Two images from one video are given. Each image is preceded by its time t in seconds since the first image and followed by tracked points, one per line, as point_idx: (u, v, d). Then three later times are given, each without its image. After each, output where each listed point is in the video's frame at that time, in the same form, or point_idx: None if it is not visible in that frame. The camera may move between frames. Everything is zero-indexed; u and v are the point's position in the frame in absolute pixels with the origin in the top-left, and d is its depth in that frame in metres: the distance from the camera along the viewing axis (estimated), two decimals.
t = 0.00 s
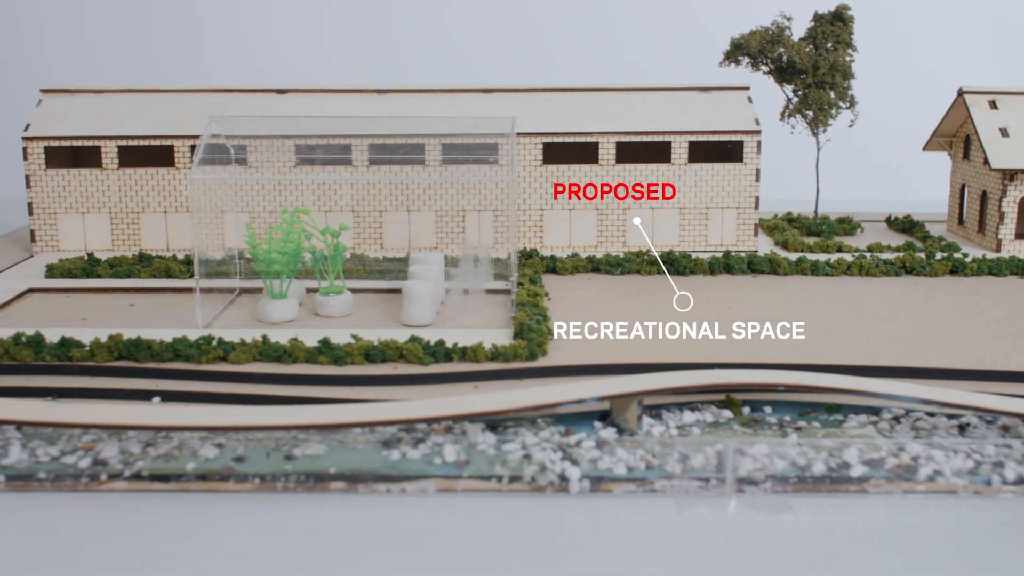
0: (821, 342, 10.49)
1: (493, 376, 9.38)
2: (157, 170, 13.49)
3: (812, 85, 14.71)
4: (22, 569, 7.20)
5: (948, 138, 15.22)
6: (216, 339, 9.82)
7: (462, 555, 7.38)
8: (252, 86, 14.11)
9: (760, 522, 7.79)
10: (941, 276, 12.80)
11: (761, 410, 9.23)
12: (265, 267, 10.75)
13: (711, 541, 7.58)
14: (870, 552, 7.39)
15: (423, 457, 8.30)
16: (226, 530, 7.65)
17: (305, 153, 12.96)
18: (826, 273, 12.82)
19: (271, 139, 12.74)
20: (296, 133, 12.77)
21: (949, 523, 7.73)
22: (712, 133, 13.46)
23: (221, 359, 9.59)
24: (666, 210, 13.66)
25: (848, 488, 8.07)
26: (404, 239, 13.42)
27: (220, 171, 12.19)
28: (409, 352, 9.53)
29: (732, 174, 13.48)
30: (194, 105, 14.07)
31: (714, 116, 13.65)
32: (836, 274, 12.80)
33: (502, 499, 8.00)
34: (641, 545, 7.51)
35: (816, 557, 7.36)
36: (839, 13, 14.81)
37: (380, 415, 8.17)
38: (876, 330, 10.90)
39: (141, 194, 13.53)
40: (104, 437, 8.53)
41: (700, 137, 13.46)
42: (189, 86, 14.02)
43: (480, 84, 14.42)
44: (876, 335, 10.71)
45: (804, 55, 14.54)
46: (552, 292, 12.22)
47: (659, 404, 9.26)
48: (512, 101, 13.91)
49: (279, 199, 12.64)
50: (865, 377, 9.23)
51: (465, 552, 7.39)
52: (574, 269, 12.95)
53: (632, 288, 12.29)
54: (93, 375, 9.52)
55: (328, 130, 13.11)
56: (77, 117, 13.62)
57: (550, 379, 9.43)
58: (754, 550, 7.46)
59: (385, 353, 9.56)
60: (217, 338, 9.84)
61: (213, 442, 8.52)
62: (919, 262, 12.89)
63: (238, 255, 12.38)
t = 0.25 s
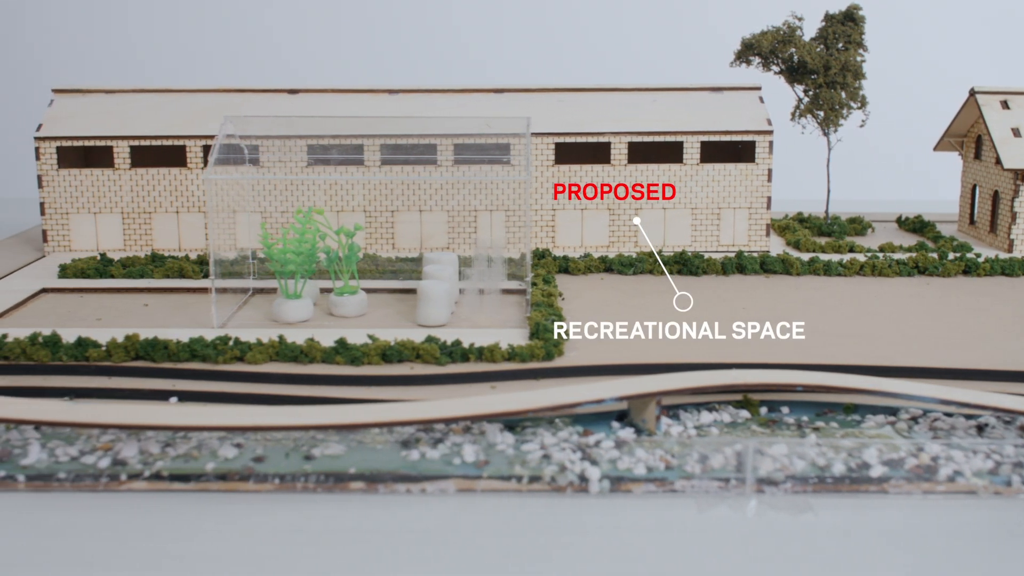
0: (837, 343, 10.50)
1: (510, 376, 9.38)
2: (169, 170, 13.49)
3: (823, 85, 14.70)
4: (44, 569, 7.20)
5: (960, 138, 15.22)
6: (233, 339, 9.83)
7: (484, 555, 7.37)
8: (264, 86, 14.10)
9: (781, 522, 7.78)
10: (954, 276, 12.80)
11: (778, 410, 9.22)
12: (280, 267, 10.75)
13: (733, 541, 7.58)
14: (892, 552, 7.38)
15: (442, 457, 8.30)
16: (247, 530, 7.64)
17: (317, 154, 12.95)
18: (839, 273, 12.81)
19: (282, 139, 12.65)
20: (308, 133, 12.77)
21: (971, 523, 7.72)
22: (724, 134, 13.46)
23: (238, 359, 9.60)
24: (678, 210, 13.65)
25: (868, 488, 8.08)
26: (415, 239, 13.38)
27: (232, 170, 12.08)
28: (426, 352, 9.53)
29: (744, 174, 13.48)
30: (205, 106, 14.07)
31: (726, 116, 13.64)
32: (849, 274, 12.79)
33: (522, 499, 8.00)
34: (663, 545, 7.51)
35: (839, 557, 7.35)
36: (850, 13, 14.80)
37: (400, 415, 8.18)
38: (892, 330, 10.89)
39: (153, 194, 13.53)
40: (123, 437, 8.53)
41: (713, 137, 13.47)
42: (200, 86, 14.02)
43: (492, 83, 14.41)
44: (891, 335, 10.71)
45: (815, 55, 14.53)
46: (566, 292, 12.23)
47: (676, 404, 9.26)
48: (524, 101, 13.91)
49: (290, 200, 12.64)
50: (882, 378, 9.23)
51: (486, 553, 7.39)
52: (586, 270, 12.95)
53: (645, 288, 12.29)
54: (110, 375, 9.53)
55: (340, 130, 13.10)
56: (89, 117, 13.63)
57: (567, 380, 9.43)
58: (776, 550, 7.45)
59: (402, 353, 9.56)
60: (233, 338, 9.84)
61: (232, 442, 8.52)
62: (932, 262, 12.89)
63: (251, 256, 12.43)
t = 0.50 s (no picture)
0: (852, 343, 10.50)
1: (527, 376, 9.38)
2: (180, 170, 13.50)
3: (834, 85, 14.71)
4: (65, 569, 7.21)
5: (971, 138, 15.21)
6: (249, 339, 9.83)
7: (505, 555, 7.37)
8: (275, 86, 14.11)
9: (801, 522, 7.78)
10: (967, 276, 12.79)
11: (795, 411, 9.22)
12: (294, 267, 10.73)
13: (753, 541, 7.58)
14: (913, 553, 7.38)
15: (461, 457, 8.30)
16: (268, 530, 7.64)
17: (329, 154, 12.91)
18: (852, 273, 12.81)
19: (294, 139, 12.64)
20: (320, 134, 12.77)
21: (991, 523, 7.72)
22: (737, 134, 13.45)
23: (254, 359, 9.60)
24: (689, 210, 13.65)
25: (888, 489, 8.07)
26: (428, 239, 13.39)
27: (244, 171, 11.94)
28: (442, 352, 9.53)
29: (756, 174, 13.48)
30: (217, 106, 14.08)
31: (738, 116, 13.64)
32: (862, 274, 12.79)
33: (542, 499, 7.99)
34: (684, 545, 7.51)
35: (860, 558, 7.34)
36: (861, 13, 14.80)
37: (419, 415, 8.18)
38: (907, 330, 10.89)
39: (164, 194, 13.53)
40: (141, 437, 8.54)
41: (725, 137, 13.47)
42: (212, 86, 14.03)
43: (503, 83, 14.41)
44: (906, 335, 10.71)
45: (827, 56, 14.53)
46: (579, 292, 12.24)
47: (693, 405, 9.26)
48: (536, 102, 13.91)
49: (301, 201, 12.58)
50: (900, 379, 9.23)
51: (507, 553, 7.39)
52: (599, 270, 12.96)
53: (658, 287, 12.29)
54: (126, 375, 9.53)
55: (352, 130, 13.13)
56: (100, 117, 13.63)
57: (584, 380, 9.43)
58: (797, 550, 7.45)
59: (419, 353, 9.56)
60: (250, 339, 9.84)
61: (250, 442, 8.52)
62: (944, 262, 12.88)
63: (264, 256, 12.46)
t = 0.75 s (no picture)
0: (868, 343, 10.49)
1: (545, 377, 9.38)
2: (192, 170, 13.50)
3: (846, 85, 14.70)
4: (88, 569, 7.21)
5: (982, 138, 15.20)
6: (266, 339, 9.83)
7: (527, 555, 7.37)
8: (287, 86, 14.11)
9: (822, 523, 7.78)
10: (980, 277, 12.78)
11: (812, 411, 9.22)
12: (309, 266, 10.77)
13: (774, 541, 7.58)
14: (935, 553, 7.37)
15: (481, 458, 8.31)
16: (289, 530, 7.64)
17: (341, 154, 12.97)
18: (864, 274, 12.80)
19: (305, 139, 12.63)
20: (332, 134, 12.77)
21: (1013, 523, 7.71)
22: (749, 134, 13.46)
23: (271, 360, 9.59)
24: (701, 210, 13.66)
25: (907, 489, 8.08)
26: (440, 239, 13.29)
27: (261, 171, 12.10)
28: (459, 352, 9.53)
29: (768, 174, 13.48)
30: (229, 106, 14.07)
31: (749, 116, 13.64)
32: (874, 274, 12.78)
33: (562, 499, 7.99)
34: (705, 545, 7.51)
35: (882, 558, 7.34)
36: (872, 13, 14.80)
37: (439, 415, 8.18)
38: (922, 330, 10.89)
39: (176, 194, 13.54)
40: (160, 437, 8.55)
41: (737, 137, 13.48)
42: (223, 86, 14.02)
43: (514, 83, 14.40)
44: (921, 335, 10.70)
45: (838, 56, 14.52)
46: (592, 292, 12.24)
47: (711, 405, 9.26)
48: (548, 102, 13.91)
49: (313, 202, 12.52)
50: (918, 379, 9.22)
51: (529, 554, 7.39)
52: (611, 270, 12.96)
53: (671, 287, 12.30)
54: (143, 375, 9.53)
55: (364, 130, 13.12)
56: (112, 117, 13.63)
57: (601, 380, 9.43)
58: (819, 551, 7.45)
59: (436, 353, 9.56)
60: (266, 339, 9.84)
61: (269, 442, 8.53)
62: (957, 263, 12.88)
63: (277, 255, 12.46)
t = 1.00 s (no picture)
0: (883, 343, 10.49)
1: (562, 377, 9.37)
2: (205, 170, 13.50)
3: (857, 85, 14.70)
4: (109, 570, 7.21)
5: (993, 138, 15.19)
6: (282, 339, 9.84)
7: (548, 556, 7.36)
8: (298, 86, 14.10)
9: (843, 523, 7.76)
10: (993, 277, 12.77)
11: (830, 411, 9.22)
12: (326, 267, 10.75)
13: (796, 542, 7.57)
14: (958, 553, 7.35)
15: (500, 458, 8.31)
16: (310, 531, 7.64)
17: (354, 155, 12.93)
18: (877, 274, 12.80)
19: (317, 138, 12.63)
20: (345, 134, 12.77)
21: None
22: (761, 134, 13.45)
23: (288, 360, 9.59)
24: (713, 210, 13.65)
25: (928, 489, 8.05)
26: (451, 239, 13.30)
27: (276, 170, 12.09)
28: (476, 353, 9.53)
29: (780, 175, 13.47)
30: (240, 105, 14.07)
31: (761, 116, 13.64)
32: (887, 275, 12.77)
33: (582, 499, 7.98)
34: (726, 545, 7.50)
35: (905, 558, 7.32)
36: (884, 14, 14.79)
37: (458, 415, 8.18)
38: (937, 330, 10.88)
39: (188, 194, 13.54)
40: (179, 438, 8.56)
41: (749, 137, 13.47)
42: (235, 87, 14.02)
43: (526, 83, 14.39)
44: (936, 335, 10.70)
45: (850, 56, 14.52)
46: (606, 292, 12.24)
47: (728, 406, 9.27)
48: (560, 102, 13.90)
49: (324, 202, 12.54)
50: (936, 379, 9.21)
51: (551, 555, 7.38)
52: (624, 270, 12.97)
53: (685, 287, 12.30)
54: (160, 375, 9.53)
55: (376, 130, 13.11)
56: (124, 117, 13.63)
57: (618, 380, 9.43)
58: (841, 552, 7.44)
59: (453, 354, 9.56)
60: (283, 339, 9.85)
61: (288, 442, 8.53)
62: (970, 263, 12.87)
63: (290, 256, 12.42)
